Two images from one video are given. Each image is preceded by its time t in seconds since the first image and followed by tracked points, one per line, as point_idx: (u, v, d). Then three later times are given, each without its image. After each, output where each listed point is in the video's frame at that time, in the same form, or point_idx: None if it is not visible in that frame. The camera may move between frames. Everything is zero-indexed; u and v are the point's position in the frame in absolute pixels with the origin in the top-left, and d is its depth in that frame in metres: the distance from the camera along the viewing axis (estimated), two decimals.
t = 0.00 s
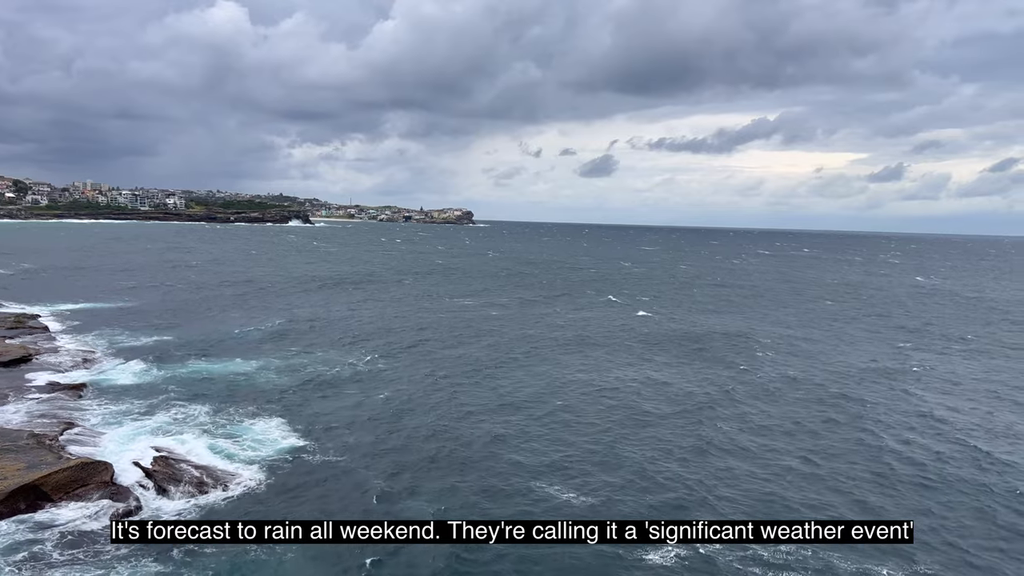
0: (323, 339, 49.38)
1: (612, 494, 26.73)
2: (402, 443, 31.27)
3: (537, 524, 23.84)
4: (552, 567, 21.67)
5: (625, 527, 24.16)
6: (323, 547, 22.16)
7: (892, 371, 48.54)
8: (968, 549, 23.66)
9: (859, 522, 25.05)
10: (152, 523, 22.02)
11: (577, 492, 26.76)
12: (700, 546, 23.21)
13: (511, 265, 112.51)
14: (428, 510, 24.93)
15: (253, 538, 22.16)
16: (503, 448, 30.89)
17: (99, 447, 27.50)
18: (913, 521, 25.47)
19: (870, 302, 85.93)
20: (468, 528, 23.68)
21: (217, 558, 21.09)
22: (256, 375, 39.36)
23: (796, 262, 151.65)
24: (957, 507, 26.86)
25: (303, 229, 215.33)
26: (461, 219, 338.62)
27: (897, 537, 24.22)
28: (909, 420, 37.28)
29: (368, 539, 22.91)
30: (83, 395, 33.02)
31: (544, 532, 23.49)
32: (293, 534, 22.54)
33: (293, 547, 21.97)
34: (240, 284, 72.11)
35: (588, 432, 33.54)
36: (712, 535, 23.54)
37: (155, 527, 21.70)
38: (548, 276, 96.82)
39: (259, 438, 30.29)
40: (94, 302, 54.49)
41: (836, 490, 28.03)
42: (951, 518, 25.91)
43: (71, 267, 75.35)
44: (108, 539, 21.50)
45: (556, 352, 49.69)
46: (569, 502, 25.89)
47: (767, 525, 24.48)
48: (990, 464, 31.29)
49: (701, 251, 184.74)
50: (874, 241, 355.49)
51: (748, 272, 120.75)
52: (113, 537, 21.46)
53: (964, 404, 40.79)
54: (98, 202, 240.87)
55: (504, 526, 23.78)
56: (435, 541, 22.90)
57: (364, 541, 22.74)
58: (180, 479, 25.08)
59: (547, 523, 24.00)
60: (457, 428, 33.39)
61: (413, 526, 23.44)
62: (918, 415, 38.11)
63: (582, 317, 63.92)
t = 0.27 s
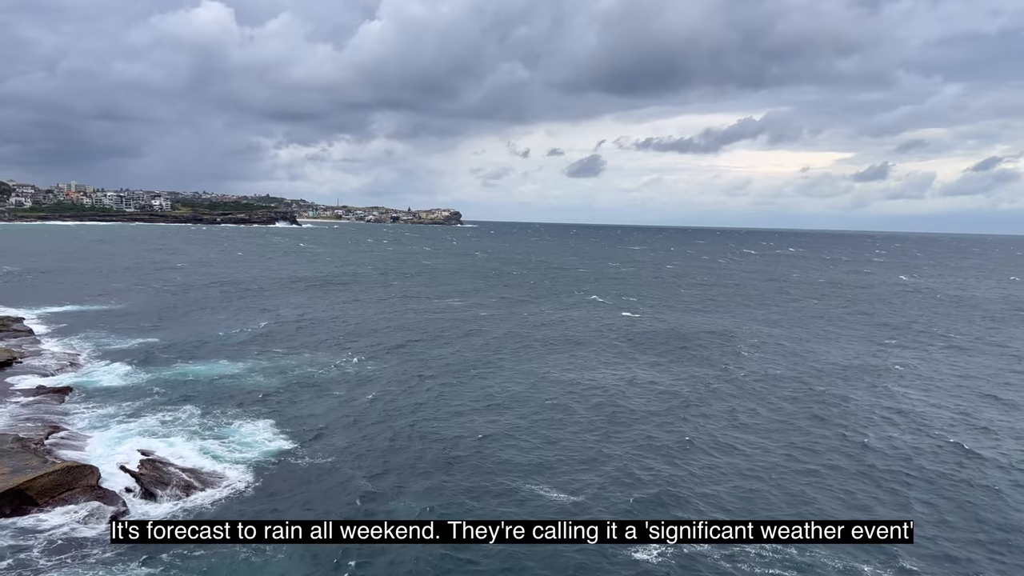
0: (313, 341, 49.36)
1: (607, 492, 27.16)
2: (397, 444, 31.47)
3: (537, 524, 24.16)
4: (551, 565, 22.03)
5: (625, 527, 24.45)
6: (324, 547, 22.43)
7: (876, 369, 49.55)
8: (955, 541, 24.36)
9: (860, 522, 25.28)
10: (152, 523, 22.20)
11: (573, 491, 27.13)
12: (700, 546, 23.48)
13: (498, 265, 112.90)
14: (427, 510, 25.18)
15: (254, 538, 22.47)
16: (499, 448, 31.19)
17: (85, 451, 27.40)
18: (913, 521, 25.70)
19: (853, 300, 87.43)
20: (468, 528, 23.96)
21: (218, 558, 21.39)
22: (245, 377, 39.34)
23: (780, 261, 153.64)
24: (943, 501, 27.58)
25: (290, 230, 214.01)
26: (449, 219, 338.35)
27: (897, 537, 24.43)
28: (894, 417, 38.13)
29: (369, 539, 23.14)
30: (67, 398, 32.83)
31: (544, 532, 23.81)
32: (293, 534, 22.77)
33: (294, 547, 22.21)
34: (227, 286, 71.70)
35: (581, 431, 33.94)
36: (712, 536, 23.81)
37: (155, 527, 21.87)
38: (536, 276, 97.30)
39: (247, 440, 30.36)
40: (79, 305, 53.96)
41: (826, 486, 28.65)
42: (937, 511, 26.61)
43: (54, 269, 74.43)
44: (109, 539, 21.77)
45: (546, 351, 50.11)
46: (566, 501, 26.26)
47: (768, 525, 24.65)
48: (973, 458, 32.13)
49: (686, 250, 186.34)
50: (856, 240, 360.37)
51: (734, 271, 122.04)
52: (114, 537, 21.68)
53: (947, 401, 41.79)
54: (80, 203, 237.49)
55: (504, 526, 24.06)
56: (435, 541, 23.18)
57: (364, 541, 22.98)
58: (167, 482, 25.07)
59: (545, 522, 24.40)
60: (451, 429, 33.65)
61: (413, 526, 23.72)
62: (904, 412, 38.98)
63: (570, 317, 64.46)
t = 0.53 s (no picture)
0: (300, 342, 49.36)
1: (601, 491, 27.67)
2: (390, 444, 31.76)
3: (537, 524, 24.50)
4: (547, 562, 22.50)
5: (625, 527, 24.81)
6: (324, 547, 22.75)
7: (859, 367, 50.68)
8: (937, 534, 25.19)
9: (860, 522, 25.67)
10: (152, 523, 22.50)
11: (567, 490, 27.62)
12: (700, 546, 23.85)
13: (484, 265, 113.26)
14: (424, 511, 25.48)
15: (253, 538, 22.76)
16: (491, 447, 31.60)
17: (67, 455, 27.28)
18: (914, 521, 25.96)
19: (832, 298, 89.14)
20: (468, 528, 24.26)
21: (219, 555, 21.79)
22: (230, 379, 39.33)
23: (761, 260, 155.80)
24: (926, 494, 28.47)
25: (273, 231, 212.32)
26: (434, 219, 337.77)
27: (898, 538, 24.80)
28: (877, 414, 39.12)
29: (369, 539, 23.44)
30: (48, 401, 32.63)
31: (544, 532, 24.15)
32: (293, 534, 23.12)
33: (295, 547, 22.54)
34: (211, 287, 71.19)
35: (572, 430, 34.41)
36: (712, 536, 24.18)
37: (155, 527, 22.20)
38: (522, 276, 97.80)
39: (233, 442, 30.43)
40: (59, 307, 53.35)
41: (812, 483, 29.40)
42: (921, 505, 27.45)
43: (33, 271, 73.35)
44: (109, 539, 22.16)
45: (533, 351, 50.62)
46: (562, 498, 26.74)
47: (768, 525, 25.06)
48: (954, 453, 33.13)
49: (670, 250, 188.11)
50: (836, 239, 366.11)
51: (719, 270, 123.51)
52: (114, 537, 22.06)
53: (927, 397, 42.94)
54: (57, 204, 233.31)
55: (504, 526, 24.36)
56: (435, 541, 23.49)
57: (364, 541, 23.29)
58: (150, 485, 25.06)
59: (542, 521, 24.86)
60: (444, 429, 33.95)
61: (413, 526, 24.05)
62: (885, 409, 40.04)
63: (557, 317, 65.05)
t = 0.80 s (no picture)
0: (286, 343, 49.29)
1: (594, 489, 28.19)
2: (382, 445, 32.03)
3: (538, 524, 24.86)
4: (542, 558, 23.02)
5: (625, 527, 25.16)
6: (324, 547, 23.15)
7: (838, 365, 51.95)
8: (917, 526, 26.13)
9: (860, 522, 26.03)
10: (152, 523, 22.78)
11: (559, 488, 28.15)
12: (699, 546, 24.31)
13: (469, 265, 113.51)
14: (420, 509, 25.90)
15: (253, 538, 23.10)
16: (482, 447, 32.04)
17: (46, 458, 27.12)
18: (914, 522, 26.33)
19: (811, 297, 90.89)
20: (468, 528, 24.54)
21: (221, 554, 22.18)
22: (215, 380, 39.25)
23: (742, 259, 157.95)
24: (906, 489, 29.44)
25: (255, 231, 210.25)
26: (418, 219, 336.81)
27: (898, 537, 25.11)
28: (857, 411, 40.23)
29: (369, 539, 23.77)
30: (27, 404, 32.34)
31: (545, 532, 24.50)
32: (293, 533, 23.53)
33: (296, 547, 22.90)
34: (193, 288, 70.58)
35: (561, 429, 34.98)
36: (712, 536, 24.66)
37: (155, 527, 22.47)
38: (506, 276, 98.22)
39: (217, 444, 30.45)
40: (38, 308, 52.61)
41: (799, 479, 30.19)
42: (901, 499, 28.43)
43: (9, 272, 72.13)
44: (109, 539, 22.42)
45: (520, 350, 51.11)
46: (554, 496, 27.32)
47: (768, 525, 25.49)
48: (930, 449, 34.28)
49: (652, 249, 189.78)
50: (815, 238, 371.93)
51: (701, 270, 125.07)
52: (113, 538, 22.29)
53: (904, 394, 44.22)
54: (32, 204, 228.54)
55: (504, 526, 24.66)
56: (436, 541, 23.82)
57: (364, 541, 23.63)
58: (132, 488, 25.03)
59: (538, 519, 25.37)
60: (435, 429, 34.30)
61: (413, 526, 24.40)
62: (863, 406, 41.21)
63: (542, 316, 65.63)
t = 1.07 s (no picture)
0: (271, 344, 49.24)
1: (587, 487, 28.80)
2: (373, 445, 32.35)
3: (538, 524, 25.24)
4: (536, 554, 23.61)
5: (625, 527, 25.50)
6: (324, 546, 23.52)
7: (817, 363, 53.31)
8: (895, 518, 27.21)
9: (860, 522, 26.34)
10: (151, 524, 23.15)
11: (550, 485, 28.76)
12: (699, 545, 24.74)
13: (452, 265, 113.68)
14: (415, 509, 26.29)
15: (254, 538, 23.44)
16: (472, 446, 32.54)
17: (21, 462, 26.97)
18: (915, 522, 26.71)
19: (789, 296, 92.80)
20: (468, 528, 24.89)
21: (221, 555, 22.45)
22: (197, 382, 39.17)
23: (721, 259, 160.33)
24: (885, 483, 30.56)
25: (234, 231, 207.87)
26: (400, 219, 335.40)
27: (897, 537, 25.37)
28: (835, 408, 41.49)
29: (369, 539, 24.13)
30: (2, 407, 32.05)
31: (545, 532, 24.87)
32: (294, 533, 23.89)
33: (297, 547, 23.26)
34: (174, 289, 69.93)
35: (551, 428, 35.57)
36: (712, 536, 25.08)
37: (155, 527, 22.84)
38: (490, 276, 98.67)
39: (198, 446, 30.47)
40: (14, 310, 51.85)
41: (784, 474, 31.13)
42: (881, 493, 29.50)
43: None
44: (108, 539, 22.65)
45: (506, 350, 51.63)
46: (545, 494, 27.92)
47: (769, 525, 25.89)
48: (905, 444, 35.56)
49: (634, 249, 191.55)
50: (793, 238, 378.02)
51: (682, 269, 126.74)
52: (113, 537, 22.57)
53: (881, 392, 45.59)
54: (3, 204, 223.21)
55: (504, 526, 25.04)
56: (435, 541, 24.14)
57: (364, 541, 23.99)
58: (110, 491, 25.04)
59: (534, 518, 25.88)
60: (424, 428, 34.70)
61: (413, 526, 24.76)
62: (840, 402, 42.49)
63: (526, 316, 66.25)
